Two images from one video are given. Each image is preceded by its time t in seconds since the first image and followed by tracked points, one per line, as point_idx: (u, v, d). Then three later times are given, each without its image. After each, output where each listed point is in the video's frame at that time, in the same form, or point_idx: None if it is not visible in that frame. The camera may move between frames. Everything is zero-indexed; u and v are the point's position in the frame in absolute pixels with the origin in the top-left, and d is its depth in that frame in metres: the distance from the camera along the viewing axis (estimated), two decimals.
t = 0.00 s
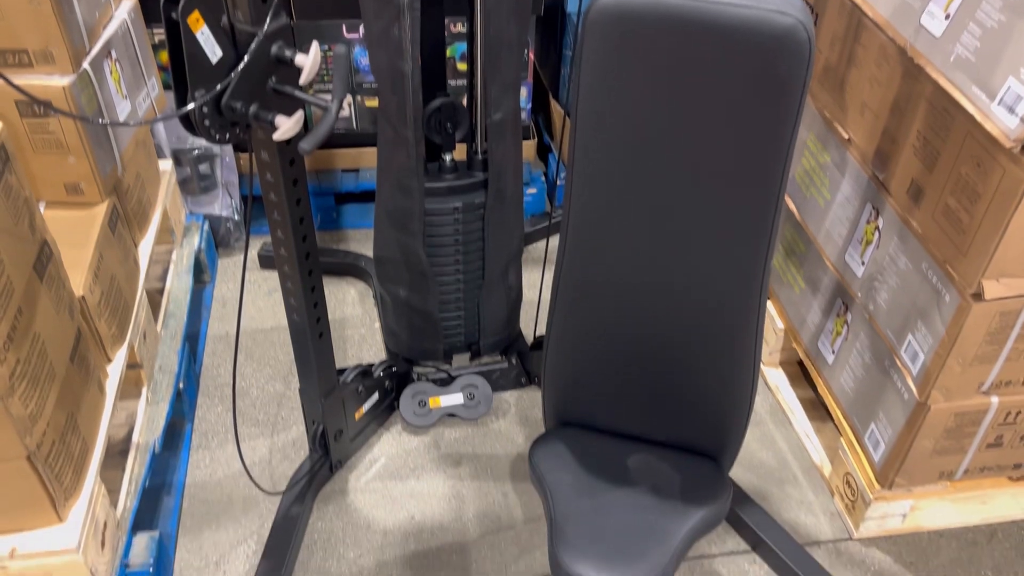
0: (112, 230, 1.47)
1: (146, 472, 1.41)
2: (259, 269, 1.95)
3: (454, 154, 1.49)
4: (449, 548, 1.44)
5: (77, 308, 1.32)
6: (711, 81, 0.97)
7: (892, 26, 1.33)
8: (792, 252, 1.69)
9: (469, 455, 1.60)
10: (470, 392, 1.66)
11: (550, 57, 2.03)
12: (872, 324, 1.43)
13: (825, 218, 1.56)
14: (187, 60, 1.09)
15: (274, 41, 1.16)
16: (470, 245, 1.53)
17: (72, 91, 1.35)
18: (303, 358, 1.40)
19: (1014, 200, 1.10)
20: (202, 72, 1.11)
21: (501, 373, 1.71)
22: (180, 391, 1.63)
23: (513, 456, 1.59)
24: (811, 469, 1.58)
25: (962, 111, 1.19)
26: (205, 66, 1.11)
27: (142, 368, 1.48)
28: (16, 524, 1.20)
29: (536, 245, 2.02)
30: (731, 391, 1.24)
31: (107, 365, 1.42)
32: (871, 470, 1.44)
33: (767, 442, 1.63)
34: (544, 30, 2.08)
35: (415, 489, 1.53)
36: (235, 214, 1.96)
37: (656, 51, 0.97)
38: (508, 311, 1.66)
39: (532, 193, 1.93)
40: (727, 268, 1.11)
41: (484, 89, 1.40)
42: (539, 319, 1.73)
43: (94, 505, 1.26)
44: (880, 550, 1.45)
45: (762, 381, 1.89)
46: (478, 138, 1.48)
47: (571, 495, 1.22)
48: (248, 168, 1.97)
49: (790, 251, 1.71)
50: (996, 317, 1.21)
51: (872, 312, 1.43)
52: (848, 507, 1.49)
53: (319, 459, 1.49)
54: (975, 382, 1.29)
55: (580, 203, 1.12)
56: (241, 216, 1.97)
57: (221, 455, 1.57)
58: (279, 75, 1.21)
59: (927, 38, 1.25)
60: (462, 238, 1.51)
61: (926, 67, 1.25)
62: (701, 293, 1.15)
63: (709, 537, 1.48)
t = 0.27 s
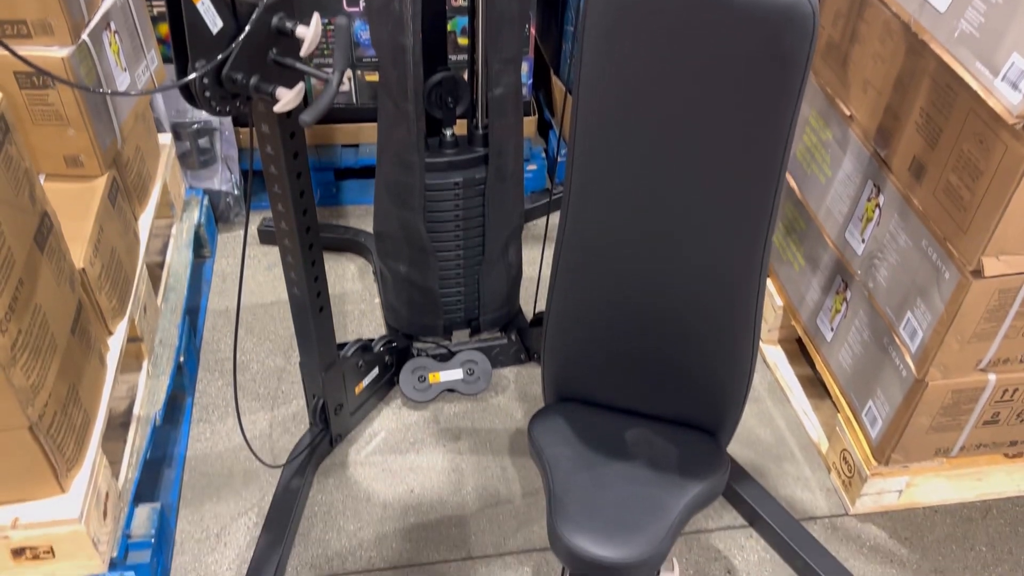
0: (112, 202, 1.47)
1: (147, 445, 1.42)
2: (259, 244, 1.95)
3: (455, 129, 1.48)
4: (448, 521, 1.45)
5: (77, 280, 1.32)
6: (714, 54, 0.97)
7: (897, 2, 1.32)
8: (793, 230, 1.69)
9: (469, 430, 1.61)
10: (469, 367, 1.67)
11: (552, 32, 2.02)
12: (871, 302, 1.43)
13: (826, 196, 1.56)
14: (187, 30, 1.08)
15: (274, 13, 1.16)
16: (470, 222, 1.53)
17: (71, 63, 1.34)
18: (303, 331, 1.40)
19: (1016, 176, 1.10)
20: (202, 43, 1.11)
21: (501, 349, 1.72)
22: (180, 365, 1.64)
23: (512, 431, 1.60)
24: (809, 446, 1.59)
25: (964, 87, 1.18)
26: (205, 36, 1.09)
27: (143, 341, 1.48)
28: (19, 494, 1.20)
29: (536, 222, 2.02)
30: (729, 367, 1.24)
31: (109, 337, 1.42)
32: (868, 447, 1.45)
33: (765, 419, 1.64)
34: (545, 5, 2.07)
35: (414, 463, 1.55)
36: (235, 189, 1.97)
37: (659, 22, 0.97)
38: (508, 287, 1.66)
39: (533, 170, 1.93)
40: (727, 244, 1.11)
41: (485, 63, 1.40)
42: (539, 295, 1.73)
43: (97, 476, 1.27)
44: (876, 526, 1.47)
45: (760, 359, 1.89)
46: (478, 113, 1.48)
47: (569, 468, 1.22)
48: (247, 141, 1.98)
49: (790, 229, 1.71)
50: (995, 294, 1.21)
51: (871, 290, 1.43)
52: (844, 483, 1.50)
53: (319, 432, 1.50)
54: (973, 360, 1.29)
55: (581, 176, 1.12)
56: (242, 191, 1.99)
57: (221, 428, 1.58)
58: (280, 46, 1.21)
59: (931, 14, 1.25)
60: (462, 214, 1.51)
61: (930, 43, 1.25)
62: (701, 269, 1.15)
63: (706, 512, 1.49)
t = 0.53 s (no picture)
0: (111, 175, 1.47)
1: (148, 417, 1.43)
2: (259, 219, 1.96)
3: (455, 104, 1.47)
4: (447, 494, 1.47)
5: (78, 253, 1.32)
6: (716, 26, 0.97)
7: None
8: (792, 207, 1.69)
9: (467, 404, 1.62)
10: (468, 342, 1.68)
11: (552, 8, 2.01)
12: (870, 279, 1.44)
13: (825, 173, 1.56)
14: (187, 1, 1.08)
15: None
16: (470, 199, 1.53)
17: (70, 33, 1.33)
18: (303, 305, 1.41)
19: (1016, 152, 1.10)
20: (202, 14, 1.10)
21: (500, 325, 1.72)
22: (180, 338, 1.65)
23: (510, 406, 1.62)
24: (805, 422, 1.60)
25: (965, 64, 1.18)
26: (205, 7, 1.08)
27: (143, 315, 1.48)
28: (21, 464, 1.21)
29: (536, 199, 2.02)
30: (727, 342, 1.24)
31: (109, 311, 1.43)
32: (863, 423, 1.46)
33: (761, 396, 1.65)
34: None
35: (413, 437, 1.56)
36: (234, 163, 1.97)
37: None
38: (507, 263, 1.67)
39: (532, 147, 1.92)
40: (727, 219, 1.11)
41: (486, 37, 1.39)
42: (538, 272, 1.74)
43: (98, 447, 1.28)
44: (870, 501, 1.48)
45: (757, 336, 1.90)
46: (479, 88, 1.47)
47: (567, 441, 1.22)
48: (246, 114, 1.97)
49: (789, 206, 1.71)
50: (992, 271, 1.21)
51: (870, 267, 1.43)
52: (840, 459, 1.51)
53: (320, 405, 1.51)
54: (969, 337, 1.30)
55: (581, 151, 1.11)
56: (241, 165, 1.98)
57: (222, 401, 1.59)
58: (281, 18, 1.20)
59: None
60: (461, 191, 1.51)
61: (932, 20, 1.25)
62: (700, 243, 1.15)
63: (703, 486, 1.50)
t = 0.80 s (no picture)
0: (110, 145, 1.46)
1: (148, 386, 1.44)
2: (258, 191, 1.97)
3: (454, 74, 1.46)
4: (446, 464, 1.50)
5: (77, 221, 1.32)
6: None
7: None
8: (792, 180, 1.69)
9: (466, 375, 1.64)
10: (467, 314, 1.69)
11: None
12: (868, 252, 1.44)
13: (825, 146, 1.56)
14: None
15: None
16: (469, 171, 1.53)
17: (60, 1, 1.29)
18: (302, 275, 1.41)
19: (1015, 125, 1.10)
20: None
21: (498, 297, 1.73)
22: (180, 309, 1.67)
23: (508, 377, 1.64)
24: (801, 395, 1.61)
25: (967, 36, 1.18)
26: None
27: (143, 285, 1.49)
28: (24, 430, 1.22)
29: (534, 172, 2.01)
30: (724, 316, 1.25)
31: (108, 280, 1.43)
32: (859, 395, 1.47)
33: (758, 368, 1.66)
34: None
35: (412, 408, 1.59)
36: (233, 134, 1.97)
37: None
38: (506, 236, 1.67)
39: (531, 119, 1.92)
40: (726, 191, 1.11)
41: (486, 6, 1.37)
42: (537, 245, 1.75)
43: (99, 414, 1.28)
44: (865, 474, 1.50)
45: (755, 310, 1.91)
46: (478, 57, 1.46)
47: (564, 411, 1.23)
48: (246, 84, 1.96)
49: (789, 180, 1.71)
50: (989, 245, 1.21)
51: (868, 240, 1.44)
52: (835, 432, 1.52)
53: (319, 375, 1.53)
54: (966, 310, 1.30)
55: (582, 122, 1.11)
56: (240, 137, 1.99)
57: (221, 371, 1.61)
58: None
59: None
60: (461, 162, 1.51)
61: None
62: (699, 216, 1.15)
63: (699, 457, 1.51)
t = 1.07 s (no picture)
0: (107, 110, 1.45)
1: (146, 352, 1.44)
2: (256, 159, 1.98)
3: (453, 42, 1.45)
4: (444, 432, 1.51)
5: (75, 186, 1.31)
6: None
7: None
8: (791, 151, 1.69)
9: (464, 344, 1.65)
10: (465, 285, 1.69)
11: None
12: (866, 223, 1.44)
13: (825, 117, 1.55)
14: None
15: None
16: (468, 138, 1.52)
17: None
18: (301, 243, 1.41)
19: (1017, 92, 1.09)
20: None
21: (496, 269, 1.72)
22: (178, 276, 1.67)
23: (506, 346, 1.65)
24: (798, 365, 1.62)
25: (971, 4, 1.16)
26: None
27: (141, 252, 1.49)
28: (24, 393, 1.22)
29: (533, 142, 2.01)
30: (721, 288, 1.24)
31: (107, 246, 1.43)
32: (855, 365, 1.47)
33: (755, 339, 1.66)
34: None
35: (410, 375, 1.60)
36: (231, 103, 1.96)
37: None
38: (505, 206, 1.67)
39: (531, 89, 1.92)
40: (725, 161, 1.10)
41: None
42: (535, 215, 1.75)
43: (98, 379, 1.28)
44: (860, 444, 1.51)
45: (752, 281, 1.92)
46: (478, 24, 1.44)
47: (561, 377, 1.22)
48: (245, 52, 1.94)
49: (789, 151, 1.71)
50: (988, 214, 1.21)
51: (867, 211, 1.44)
52: (831, 402, 1.53)
53: (317, 343, 1.53)
54: (964, 280, 1.30)
55: (581, 92, 1.10)
56: (238, 105, 1.97)
57: (220, 338, 1.61)
58: None
59: None
60: (460, 131, 1.51)
61: None
62: (697, 186, 1.14)
63: (695, 426, 1.52)
